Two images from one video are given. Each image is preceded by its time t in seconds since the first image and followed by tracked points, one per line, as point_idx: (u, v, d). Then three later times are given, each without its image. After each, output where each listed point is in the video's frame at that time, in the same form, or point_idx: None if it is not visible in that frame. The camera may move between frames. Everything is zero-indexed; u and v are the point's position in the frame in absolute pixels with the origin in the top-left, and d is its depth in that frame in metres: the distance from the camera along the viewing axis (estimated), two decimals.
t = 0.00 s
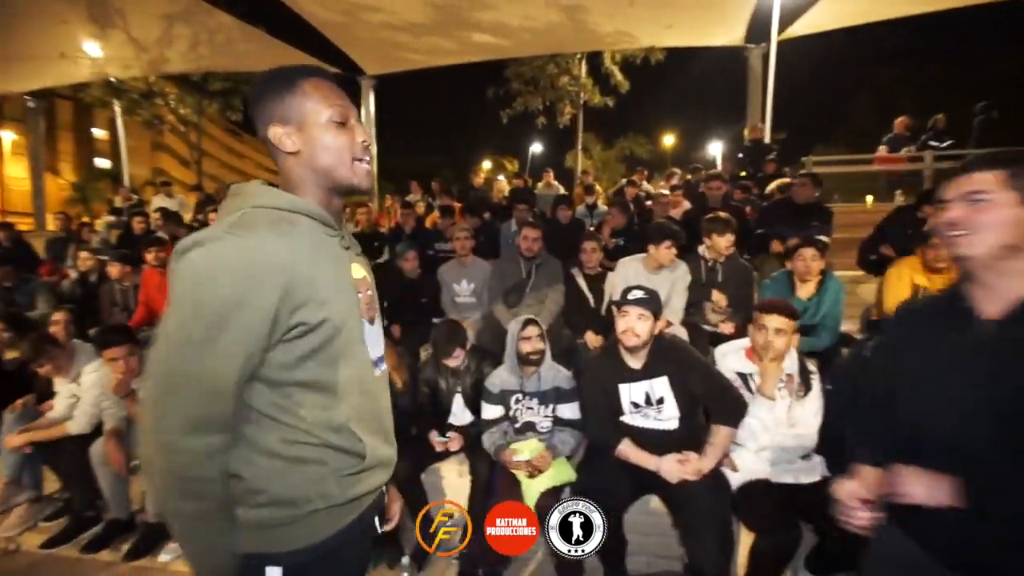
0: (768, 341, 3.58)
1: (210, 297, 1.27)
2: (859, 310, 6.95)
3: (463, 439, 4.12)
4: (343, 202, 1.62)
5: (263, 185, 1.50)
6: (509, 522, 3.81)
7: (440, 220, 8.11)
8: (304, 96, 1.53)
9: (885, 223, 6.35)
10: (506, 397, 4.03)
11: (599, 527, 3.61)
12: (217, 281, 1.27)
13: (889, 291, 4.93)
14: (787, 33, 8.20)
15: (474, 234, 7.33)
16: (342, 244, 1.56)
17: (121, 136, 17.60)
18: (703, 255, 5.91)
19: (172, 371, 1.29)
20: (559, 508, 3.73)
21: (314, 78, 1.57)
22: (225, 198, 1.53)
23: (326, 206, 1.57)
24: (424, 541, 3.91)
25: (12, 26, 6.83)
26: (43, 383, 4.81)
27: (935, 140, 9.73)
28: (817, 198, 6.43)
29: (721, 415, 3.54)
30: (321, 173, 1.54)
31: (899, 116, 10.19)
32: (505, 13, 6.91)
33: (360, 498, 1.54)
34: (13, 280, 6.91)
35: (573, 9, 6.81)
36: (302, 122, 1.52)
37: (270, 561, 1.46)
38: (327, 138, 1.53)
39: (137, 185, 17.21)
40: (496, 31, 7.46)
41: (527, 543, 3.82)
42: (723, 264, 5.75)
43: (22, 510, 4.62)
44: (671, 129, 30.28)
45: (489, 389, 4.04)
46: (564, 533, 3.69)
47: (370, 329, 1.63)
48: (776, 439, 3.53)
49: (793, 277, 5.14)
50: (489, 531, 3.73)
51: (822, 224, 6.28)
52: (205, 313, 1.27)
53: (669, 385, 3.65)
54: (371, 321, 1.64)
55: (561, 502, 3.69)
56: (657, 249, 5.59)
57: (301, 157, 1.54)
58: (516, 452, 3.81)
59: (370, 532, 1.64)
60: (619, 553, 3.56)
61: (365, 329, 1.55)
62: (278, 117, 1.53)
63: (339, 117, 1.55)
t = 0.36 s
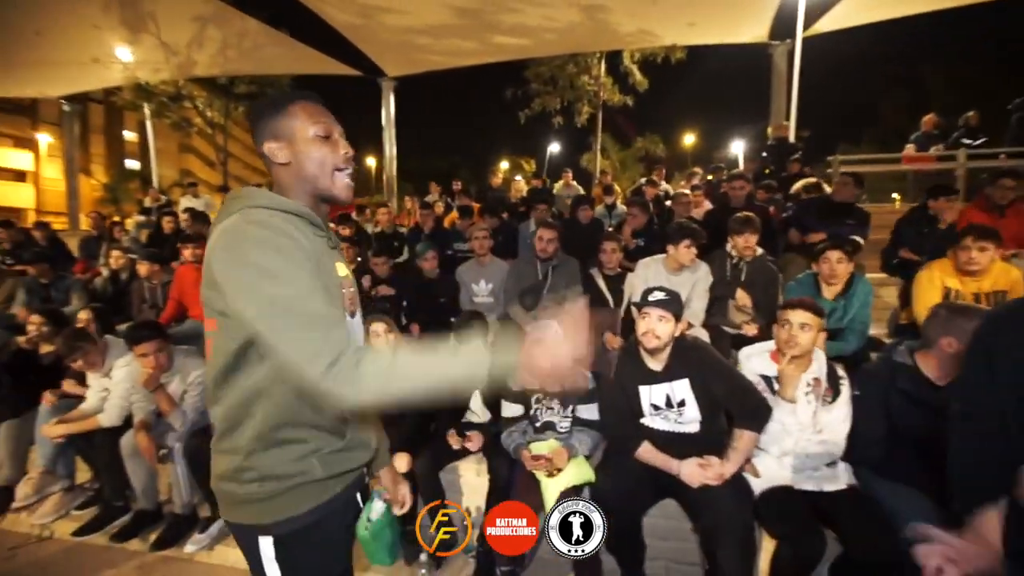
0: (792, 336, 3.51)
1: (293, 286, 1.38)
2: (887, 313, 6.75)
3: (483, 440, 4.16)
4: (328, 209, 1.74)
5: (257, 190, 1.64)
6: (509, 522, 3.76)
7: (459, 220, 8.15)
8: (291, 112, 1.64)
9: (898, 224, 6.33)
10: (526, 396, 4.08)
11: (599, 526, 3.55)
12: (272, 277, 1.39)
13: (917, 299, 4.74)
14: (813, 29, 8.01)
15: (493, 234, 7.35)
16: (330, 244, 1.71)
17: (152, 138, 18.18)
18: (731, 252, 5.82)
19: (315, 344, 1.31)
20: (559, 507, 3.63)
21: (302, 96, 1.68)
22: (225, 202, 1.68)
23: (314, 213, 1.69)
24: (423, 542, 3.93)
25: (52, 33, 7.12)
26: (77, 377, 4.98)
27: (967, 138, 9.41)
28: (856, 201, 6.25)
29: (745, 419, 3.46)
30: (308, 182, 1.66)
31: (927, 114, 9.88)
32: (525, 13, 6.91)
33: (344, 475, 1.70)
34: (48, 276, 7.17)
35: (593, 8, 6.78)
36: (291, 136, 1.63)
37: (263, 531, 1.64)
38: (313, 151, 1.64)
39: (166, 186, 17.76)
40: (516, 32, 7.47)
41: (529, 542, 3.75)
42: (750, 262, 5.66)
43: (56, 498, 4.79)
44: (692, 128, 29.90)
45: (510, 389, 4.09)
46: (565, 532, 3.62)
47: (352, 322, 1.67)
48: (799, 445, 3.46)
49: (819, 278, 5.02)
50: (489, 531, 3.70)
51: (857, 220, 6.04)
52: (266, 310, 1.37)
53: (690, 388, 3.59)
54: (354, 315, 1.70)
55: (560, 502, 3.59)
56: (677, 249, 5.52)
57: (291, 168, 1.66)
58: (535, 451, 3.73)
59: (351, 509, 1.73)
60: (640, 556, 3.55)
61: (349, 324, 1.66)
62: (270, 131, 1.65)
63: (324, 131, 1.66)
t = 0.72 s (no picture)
0: (824, 355, 3.41)
1: (290, 256, 1.41)
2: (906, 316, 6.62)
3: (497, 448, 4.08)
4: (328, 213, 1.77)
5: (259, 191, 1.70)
6: (509, 521, 3.75)
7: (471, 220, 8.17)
8: (287, 119, 1.66)
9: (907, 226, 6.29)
10: (538, 396, 4.03)
11: (599, 526, 3.61)
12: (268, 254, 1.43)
13: (939, 298, 4.66)
14: (831, 26, 7.88)
15: (505, 234, 7.35)
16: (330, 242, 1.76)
17: (170, 139, 18.57)
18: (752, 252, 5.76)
19: (310, 301, 1.32)
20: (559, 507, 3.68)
21: (298, 103, 1.70)
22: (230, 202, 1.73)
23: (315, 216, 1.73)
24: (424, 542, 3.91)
25: (76, 37, 7.30)
26: (98, 374, 5.09)
27: (991, 137, 9.19)
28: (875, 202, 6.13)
29: (761, 423, 3.41)
30: (307, 187, 1.69)
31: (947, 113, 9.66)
32: (537, 13, 6.91)
33: (346, 462, 1.73)
34: (70, 275, 7.35)
35: (606, 8, 6.75)
36: (288, 143, 1.66)
37: (265, 517, 1.66)
38: (309, 156, 1.66)
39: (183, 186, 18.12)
40: (529, 32, 7.48)
41: (530, 543, 3.71)
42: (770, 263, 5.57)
43: (78, 491, 4.89)
44: (706, 128, 29.63)
45: (522, 388, 4.05)
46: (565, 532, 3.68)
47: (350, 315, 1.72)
48: (815, 449, 3.41)
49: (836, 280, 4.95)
50: (489, 532, 3.69)
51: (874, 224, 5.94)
52: (266, 286, 1.40)
53: (705, 390, 3.56)
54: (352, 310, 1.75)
55: (560, 502, 3.64)
56: (692, 250, 5.44)
57: (290, 174, 1.69)
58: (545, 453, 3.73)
59: (349, 499, 1.76)
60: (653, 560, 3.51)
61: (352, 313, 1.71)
62: (269, 139, 1.69)
63: (319, 137, 1.67)
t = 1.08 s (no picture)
0: (822, 345, 3.42)
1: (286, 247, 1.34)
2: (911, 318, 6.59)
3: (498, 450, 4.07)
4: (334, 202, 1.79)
5: (265, 188, 1.70)
6: (509, 522, 3.76)
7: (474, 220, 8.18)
8: (289, 108, 1.66)
9: (910, 228, 6.29)
10: (540, 396, 4.02)
11: (599, 526, 3.61)
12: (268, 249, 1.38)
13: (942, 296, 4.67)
14: (834, 26, 7.85)
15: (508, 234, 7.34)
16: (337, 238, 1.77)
17: (174, 139, 18.64)
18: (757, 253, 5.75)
19: (307, 285, 1.22)
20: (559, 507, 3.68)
21: (299, 93, 1.70)
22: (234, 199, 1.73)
23: (320, 208, 1.74)
24: (423, 543, 3.93)
25: (81, 37, 7.33)
26: (102, 373, 5.11)
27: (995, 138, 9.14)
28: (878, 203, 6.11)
29: (761, 424, 3.44)
30: (311, 179, 1.69)
31: (951, 113, 9.62)
32: (540, 14, 6.90)
33: (353, 473, 1.73)
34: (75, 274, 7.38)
35: (610, 8, 6.74)
36: (289, 133, 1.66)
37: (268, 527, 1.68)
38: (312, 145, 1.65)
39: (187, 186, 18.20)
40: (531, 32, 7.48)
41: (530, 543, 3.71)
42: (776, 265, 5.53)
43: (81, 490, 4.92)
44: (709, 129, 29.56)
45: (525, 389, 4.05)
46: (564, 532, 3.68)
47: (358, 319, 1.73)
48: (819, 451, 3.39)
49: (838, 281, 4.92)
50: (489, 532, 3.71)
51: (878, 225, 5.92)
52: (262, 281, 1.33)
53: (708, 392, 3.54)
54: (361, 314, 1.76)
55: (560, 502, 3.64)
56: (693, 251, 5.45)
57: (293, 166, 1.70)
58: (546, 454, 3.73)
59: (359, 510, 1.77)
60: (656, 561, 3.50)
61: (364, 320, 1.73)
62: (271, 131, 1.69)
63: (322, 125, 1.66)
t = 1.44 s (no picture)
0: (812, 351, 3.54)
1: (304, 273, 1.38)
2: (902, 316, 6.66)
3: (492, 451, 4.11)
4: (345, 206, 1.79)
5: (276, 186, 1.68)
6: (509, 522, 3.75)
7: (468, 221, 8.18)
8: (307, 113, 1.66)
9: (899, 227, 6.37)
10: (534, 396, 4.02)
11: (599, 526, 3.59)
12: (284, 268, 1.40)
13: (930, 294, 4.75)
14: (825, 28, 7.94)
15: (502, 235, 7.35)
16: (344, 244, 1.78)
17: (165, 139, 18.47)
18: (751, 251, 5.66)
19: (323, 325, 1.30)
20: (559, 507, 3.65)
21: (316, 97, 1.71)
22: (242, 195, 1.70)
23: (332, 212, 1.75)
24: (423, 543, 3.96)
25: (71, 37, 7.27)
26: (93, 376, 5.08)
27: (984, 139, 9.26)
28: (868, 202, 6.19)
29: (758, 423, 3.42)
30: (324, 181, 1.68)
31: (941, 114, 9.74)
32: (534, 15, 6.93)
33: (349, 477, 1.74)
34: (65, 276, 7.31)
35: (603, 9, 6.78)
36: (307, 137, 1.66)
37: (259, 534, 1.65)
38: (328, 150, 1.66)
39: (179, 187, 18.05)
40: (526, 32, 7.48)
41: (530, 542, 3.74)
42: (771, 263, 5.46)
43: (71, 494, 4.87)
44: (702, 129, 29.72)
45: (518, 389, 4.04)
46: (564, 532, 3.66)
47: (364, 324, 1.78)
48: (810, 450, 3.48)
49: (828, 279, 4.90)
50: (489, 532, 3.71)
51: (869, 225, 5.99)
52: (276, 302, 1.37)
53: (700, 391, 3.56)
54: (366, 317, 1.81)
55: (560, 502, 3.61)
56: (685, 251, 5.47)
57: (307, 168, 1.69)
58: (540, 455, 3.74)
59: (354, 513, 1.79)
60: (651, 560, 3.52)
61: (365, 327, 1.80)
62: (287, 132, 1.68)
63: (339, 131, 1.68)
